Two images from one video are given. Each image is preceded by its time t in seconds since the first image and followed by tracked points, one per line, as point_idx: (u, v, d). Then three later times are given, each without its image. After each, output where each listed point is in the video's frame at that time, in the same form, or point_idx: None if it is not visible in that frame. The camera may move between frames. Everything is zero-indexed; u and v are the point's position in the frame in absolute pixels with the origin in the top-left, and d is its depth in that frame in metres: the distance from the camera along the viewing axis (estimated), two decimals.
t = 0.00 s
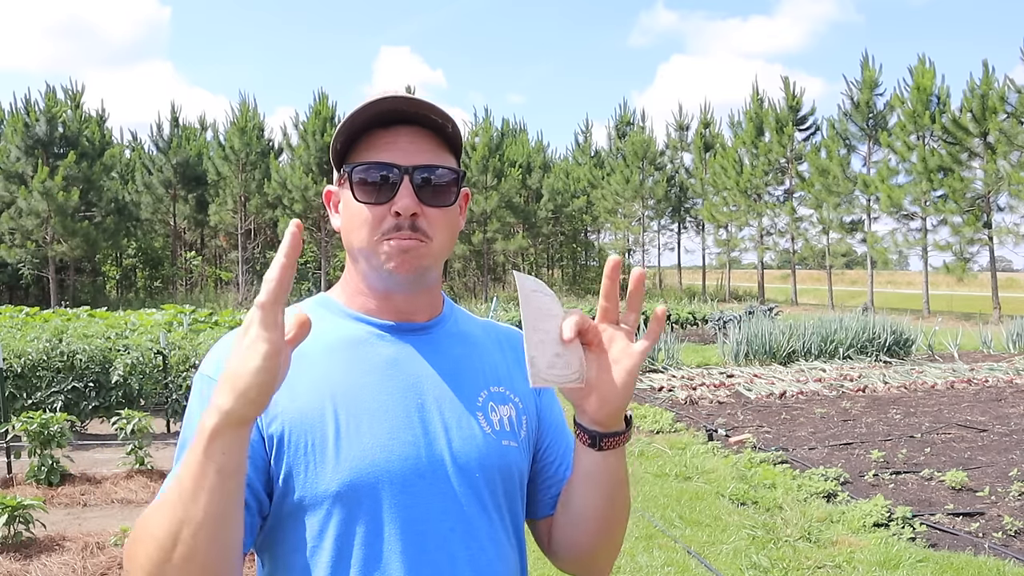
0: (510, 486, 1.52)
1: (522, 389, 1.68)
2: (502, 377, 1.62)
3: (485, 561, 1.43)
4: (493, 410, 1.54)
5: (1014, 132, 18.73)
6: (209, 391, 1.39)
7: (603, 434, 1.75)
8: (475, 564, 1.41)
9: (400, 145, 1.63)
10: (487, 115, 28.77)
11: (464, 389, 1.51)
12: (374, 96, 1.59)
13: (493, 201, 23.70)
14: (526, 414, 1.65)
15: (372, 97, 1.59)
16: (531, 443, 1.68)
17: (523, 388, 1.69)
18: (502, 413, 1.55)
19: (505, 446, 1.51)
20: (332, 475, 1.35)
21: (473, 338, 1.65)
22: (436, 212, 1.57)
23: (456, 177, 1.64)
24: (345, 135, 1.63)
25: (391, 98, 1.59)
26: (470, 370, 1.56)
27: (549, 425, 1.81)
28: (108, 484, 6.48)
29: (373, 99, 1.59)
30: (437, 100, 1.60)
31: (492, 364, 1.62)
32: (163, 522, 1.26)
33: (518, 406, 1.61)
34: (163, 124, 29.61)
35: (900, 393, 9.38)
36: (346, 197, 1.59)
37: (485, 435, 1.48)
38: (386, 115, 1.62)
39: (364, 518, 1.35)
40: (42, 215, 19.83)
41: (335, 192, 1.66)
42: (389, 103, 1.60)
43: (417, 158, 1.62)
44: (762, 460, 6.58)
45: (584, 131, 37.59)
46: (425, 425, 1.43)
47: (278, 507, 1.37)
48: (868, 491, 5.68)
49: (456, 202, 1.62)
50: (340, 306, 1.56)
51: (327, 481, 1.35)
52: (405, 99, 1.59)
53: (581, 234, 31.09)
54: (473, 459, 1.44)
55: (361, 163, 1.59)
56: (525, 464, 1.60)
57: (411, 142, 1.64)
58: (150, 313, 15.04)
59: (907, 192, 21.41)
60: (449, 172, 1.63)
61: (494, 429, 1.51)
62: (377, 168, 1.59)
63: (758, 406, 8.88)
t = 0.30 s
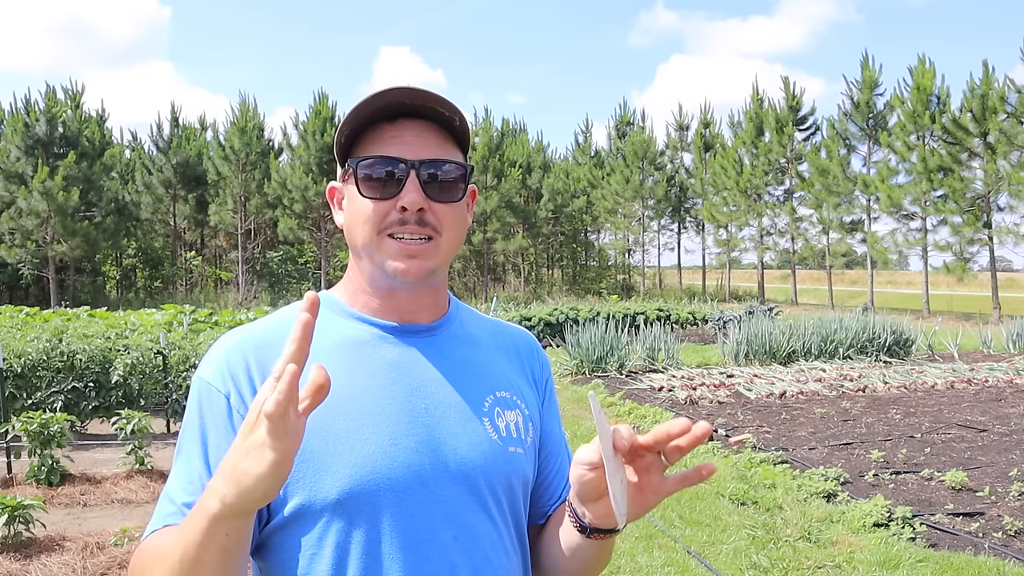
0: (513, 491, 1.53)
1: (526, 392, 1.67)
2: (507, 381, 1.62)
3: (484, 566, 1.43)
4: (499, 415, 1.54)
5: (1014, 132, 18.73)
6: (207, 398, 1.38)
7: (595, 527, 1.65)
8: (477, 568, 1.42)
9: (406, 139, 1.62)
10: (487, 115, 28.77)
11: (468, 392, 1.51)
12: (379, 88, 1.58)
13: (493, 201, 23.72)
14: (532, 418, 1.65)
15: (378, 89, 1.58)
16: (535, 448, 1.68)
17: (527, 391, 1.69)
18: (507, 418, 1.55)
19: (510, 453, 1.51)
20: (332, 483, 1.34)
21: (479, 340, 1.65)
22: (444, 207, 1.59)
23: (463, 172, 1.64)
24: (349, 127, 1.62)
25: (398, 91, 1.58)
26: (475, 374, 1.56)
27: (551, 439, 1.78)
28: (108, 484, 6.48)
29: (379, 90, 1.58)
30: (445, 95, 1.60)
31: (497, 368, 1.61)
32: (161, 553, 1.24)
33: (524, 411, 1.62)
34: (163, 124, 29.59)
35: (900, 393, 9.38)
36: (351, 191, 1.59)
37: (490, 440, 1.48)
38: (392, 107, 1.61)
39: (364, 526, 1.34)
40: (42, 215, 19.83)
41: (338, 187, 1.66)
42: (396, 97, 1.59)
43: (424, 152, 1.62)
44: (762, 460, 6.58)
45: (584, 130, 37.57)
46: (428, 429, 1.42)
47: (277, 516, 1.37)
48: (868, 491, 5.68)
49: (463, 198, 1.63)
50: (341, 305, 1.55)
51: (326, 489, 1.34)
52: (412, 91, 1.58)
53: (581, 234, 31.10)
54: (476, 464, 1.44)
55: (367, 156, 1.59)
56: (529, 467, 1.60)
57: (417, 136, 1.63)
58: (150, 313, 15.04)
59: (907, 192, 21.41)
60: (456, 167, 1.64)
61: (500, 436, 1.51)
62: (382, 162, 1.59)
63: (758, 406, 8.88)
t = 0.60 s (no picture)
0: (515, 494, 1.53)
1: (525, 393, 1.67)
2: (506, 382, 1.62)
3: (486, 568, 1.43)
4: (500, 417, 1.54)
5: (1014, 132, 18.74)
6: (204, 407, 1.37)
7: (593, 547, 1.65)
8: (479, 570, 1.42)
9: (398, 139, 1.62)
10: (487, 115, 28.78)
11: (468, 397, 1.51)
12: (368, 89, 1.56)
13: (493, 201, 23.71)
14: (531, 419, 1.65)
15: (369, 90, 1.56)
16: (536, 449, 1.68)
17: (527, 392, 1.69)
18: (508, 420, 1.56)
19: (512, 455, 1.52)
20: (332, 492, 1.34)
21: (478, 340, 1.64)
22: (438, 209, 1.58)
23: (460, 171, 1.63)
24: (341, 129, 1.61)
25: (389, 88, 1.56)
26: (476, 375, 1.56)
27: (551, 438, 1.78)
28: (108, 484, 6.48)
29: (368, 92, 1.56)
30: (437, 93, 1.57)
31: (496, 370, 1.61)
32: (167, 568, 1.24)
33: (524, 412, 1.62)
34: (163, 124, 29.57)
35: (900, 393, 9.38)
36: (344, 193, 1.59)
37: (491, 444, 1.48)
38: (383, 106, 1.59)
39: (364, 534, 1.35)
40: (42, 215, 19.84)
41: (332, 187, 1.66)
42: (389, 96, 1.57)
43: (417, 151, 1.61)
44: (762, 460, 6.58)
45: (584, 130, 37.57)
46: (428, 435, 1.43)
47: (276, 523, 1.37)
48: (868, 491, 5.68)
49: (459, 197, 1.62)
50: (337, 307, 1.55)
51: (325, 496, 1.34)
52: (402, 91, 1.56)
53: (581, 234, 31.10)
54: (476, 469, 1.44)
55: (358, 160, 1.58)
56: (531, 470, 1.61)
57: (410, 135, 1.62)
58: (150, 313, 15.04)
59: (907, 192, 21.41)
60: (451, 166, 1.63)
61: (502, 438, 1.51)
62: (374, 165, 1.58)
63: (758, 406, 8.88)
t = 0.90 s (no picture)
0: (517, 498, 1.53)
1: (526, 393, 1.67)
2: (507, 383, 1.62)
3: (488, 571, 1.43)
4: (501, 419, 1.54)
5: (1014, 132, 18.73)
6: (198, 410, 1.37)
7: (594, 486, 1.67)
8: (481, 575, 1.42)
9: (392, 135, 1.61)
10: (487, 115, 28.79)
11: (467, 398, 1.51)
12: (361, 86, 1.56)
13: (493, 201, 23.73)
14: (533, 421, 1.65)
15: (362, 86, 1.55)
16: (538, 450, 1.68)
17: (527, 392, 1.69)
18: (509, 421, 1.56)
19: (514, 457, 1.52)
20: (330, 498, 1.34)
21: (479, 341, 1.64)
22: (435, 207, 1.58)
23: (455, 167, 1.63)
24: (334, 128, 1.61)
25: (381, 87, 1.55)
26: (475, 377, 1.56)
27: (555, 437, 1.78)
28: (108, 484, 6.48)
29: (360, 89, 1.56)
30: (429, 87, 1.56)
31: (497, 371, 1.61)
32: None
33: (525, 413, 1.62)
34: (163, 124, 29.57)
35: (900, 393, 9.38)
36: (337, 193, 1.58)
37: (491, 446, 1.48)
38: (375, 104, 1.59)
39: (362, 537, 1.34)
40: (42, 215, 19.84)
41: (325, 186, 1.66)
42: (380, 95, 1.56)
43: (411, 149, 1.61)
44: (762, 460, 6.58)
45: (584, 130, 37.58)
46: (429, 438, 1.43)
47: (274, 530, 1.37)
48: (868, 491, 5.68)
49: (455, 193, 1.62)
50: (334, 308, 1.55)
51: (324, 502, 1.34)
52: (394, 88, 1.55)
53: (581, 234, 31.13)
54: (478, 469, 1.44)
55: (351, 159, 1.57)
56: (533, 473, 1.60)
57: (404, 132, 1.62)
58: (150, 313, 15.05)
59: (907, 192, 21.41)
60: (447, 164, 1.62)
61: (503, 440, 1.51)
62: (369, 164, 1.58)
63: (758, 406, 8.88)
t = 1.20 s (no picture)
0: (514, 502, 1.53)
1: (528, 398, 1.67)
2: (506, 387, 1.62)
3: None
4: (500, 423, 1.54)
5: (1014, 132, 18.73)
6: (193, 415, 1.37)
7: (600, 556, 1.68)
8: None
9: (385, 131, 1.61)
10: (487, 115, 28.77)
11: (465, 402, 1.51)
12: (353, 81, 1.56)
13: (493, 201, 23.74)
14: (532, 426, 1.65)
15: (355, 83, 1.56)
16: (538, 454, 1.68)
17: (528, 396, 1.68)
18: (508, 426, 1.56)
19: (511, 462, 1.52)
20: (322, 501, 1.34)
21: (478, 343, 1.64)
22: (429, 203, 1.58)
23: (452, 165, 1.62)
24: (327, 124, 1.62)
25: (374, 81, 1.56)
26: (474, 380, 1.56)
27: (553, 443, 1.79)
28: (108, 484, 6.47)
29: (353, 84, 1.56)
30: (422, 82, 1.56)
31: (495, 375, 1.61)
32: None
33: (523, 419, 1.62)
34: (163, 124, 29.57)
35: (900, 393, 9.38)
36: (332, 189, 1.59)
37: (489, 451, 1.48)
38: (369, 98, 1.59)
39: (354, 541, 1.34)
40: (42, 215, 19.84)
41: (322, 185, 1.66)
42: (373, 88, 1.56)
43: (405, 144, 1.60)
44: (762, 459, 6.59)
45: (584, 130, 37.57)
46: (426, 442, 1.43)
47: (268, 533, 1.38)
48: (868, 491, 5.68)
49: (451, 190, 1.62)
50: (331, 309, 1.55)
51: (318, 506, 1.34)
52: (387, 81, 1.55)
53: (581, 234, 31.14)
54: (475, 475, 1.44)
55: (344, 155, 1.57)
56: (532, 478, 1.61)
57: (398, 127, 1.62)
58: (150, 313, 15.04)
59: (907, 192, 21.41)
60: (442, 160, 1.62)
61: (500, 445, 1.51)
62: (365, 159, 1.58)
63: (758, 406, 8.88)
